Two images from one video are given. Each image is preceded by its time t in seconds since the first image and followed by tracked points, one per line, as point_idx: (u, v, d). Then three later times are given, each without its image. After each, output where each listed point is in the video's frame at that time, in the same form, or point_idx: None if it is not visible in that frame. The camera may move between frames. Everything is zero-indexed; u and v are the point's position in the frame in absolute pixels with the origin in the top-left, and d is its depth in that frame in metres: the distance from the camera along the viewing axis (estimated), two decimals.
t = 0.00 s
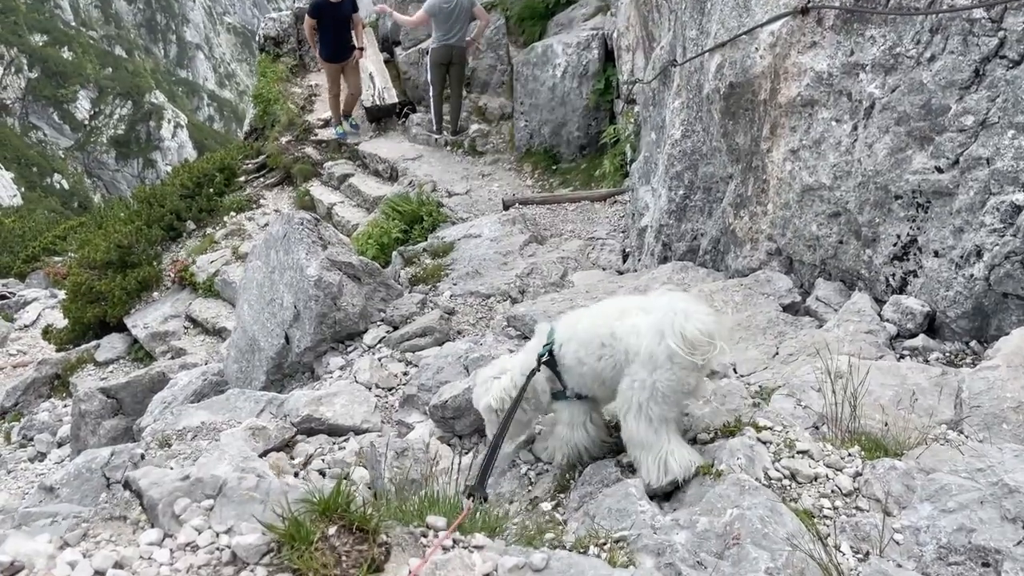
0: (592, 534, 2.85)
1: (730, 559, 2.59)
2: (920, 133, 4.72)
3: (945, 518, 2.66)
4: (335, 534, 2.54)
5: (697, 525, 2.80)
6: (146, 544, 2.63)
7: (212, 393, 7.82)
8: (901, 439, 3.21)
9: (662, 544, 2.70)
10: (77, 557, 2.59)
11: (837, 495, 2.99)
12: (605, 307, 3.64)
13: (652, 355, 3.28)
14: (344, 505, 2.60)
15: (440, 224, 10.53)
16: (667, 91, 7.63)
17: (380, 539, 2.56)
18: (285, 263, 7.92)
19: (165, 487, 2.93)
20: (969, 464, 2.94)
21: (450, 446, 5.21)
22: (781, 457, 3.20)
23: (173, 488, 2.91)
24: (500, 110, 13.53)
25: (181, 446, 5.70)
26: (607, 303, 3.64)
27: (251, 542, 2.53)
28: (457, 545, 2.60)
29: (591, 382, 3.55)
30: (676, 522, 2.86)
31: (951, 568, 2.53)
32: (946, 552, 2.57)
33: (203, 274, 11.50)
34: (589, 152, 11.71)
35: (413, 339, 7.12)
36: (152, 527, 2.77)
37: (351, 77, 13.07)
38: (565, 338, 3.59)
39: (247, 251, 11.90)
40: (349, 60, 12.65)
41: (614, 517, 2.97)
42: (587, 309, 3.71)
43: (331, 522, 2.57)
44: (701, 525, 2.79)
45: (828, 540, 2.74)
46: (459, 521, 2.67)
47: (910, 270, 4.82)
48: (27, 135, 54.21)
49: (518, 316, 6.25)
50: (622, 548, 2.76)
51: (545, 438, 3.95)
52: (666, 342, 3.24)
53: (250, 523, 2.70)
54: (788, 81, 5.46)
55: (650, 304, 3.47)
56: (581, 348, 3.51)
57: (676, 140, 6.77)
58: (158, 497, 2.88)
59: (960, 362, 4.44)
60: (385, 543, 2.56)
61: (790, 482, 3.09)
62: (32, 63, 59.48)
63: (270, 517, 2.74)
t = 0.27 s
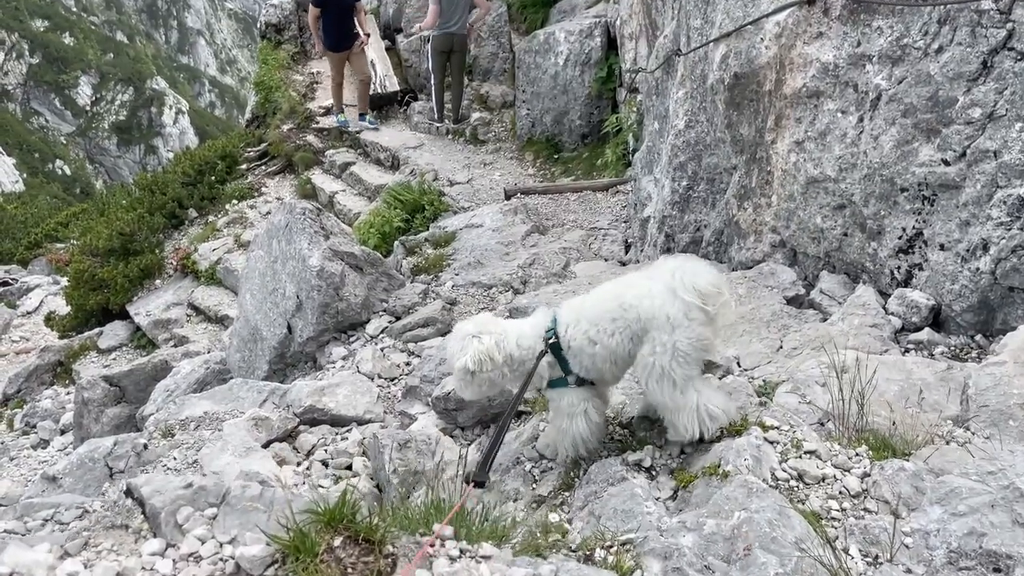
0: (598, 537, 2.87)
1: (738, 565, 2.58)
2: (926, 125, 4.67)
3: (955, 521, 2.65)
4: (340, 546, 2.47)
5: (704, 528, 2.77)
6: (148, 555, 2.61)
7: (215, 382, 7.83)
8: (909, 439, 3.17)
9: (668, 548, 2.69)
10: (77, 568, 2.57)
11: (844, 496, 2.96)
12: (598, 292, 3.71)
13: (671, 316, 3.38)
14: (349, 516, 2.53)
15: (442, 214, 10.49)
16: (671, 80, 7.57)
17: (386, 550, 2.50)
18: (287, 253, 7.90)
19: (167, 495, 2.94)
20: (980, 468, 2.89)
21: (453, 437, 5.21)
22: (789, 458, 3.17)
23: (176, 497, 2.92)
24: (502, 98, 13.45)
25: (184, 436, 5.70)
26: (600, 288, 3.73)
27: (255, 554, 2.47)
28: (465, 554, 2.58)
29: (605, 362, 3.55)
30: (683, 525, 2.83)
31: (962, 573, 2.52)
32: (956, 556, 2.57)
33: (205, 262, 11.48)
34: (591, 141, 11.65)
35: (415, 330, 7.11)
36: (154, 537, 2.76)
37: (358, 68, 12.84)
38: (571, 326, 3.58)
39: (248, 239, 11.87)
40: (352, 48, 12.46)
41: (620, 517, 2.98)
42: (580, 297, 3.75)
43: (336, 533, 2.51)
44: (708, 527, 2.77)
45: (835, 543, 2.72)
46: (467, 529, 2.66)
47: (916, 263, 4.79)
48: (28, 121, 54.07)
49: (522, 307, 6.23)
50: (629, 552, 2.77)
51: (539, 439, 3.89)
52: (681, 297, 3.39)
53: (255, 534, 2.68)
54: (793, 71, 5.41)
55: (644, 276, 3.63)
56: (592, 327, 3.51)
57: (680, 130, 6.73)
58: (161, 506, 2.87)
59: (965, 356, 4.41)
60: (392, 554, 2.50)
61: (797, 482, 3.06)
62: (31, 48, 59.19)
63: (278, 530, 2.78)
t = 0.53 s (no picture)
0: (609, 531, 2.78)
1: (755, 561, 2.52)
2: (937, 112, 4.61)
3: (974, 518, 2.52)
4: (353, 546, 2.40)
5: (718, 523, 2.71)
6: (158, 554, 2.54)
7: (218, 368, 7.83)
8: (922, 433, 3.15)
9: (682, 543, 2.62)
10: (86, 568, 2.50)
11: (858, 490, 2.89)
12: (610, 289, 3.61)
13: (698, 308, 3.34)
14: (363, 514, 2.46)
15: (444, 199, 10.44)
16: (677, 65, 7.50)
17: (401, 551, 2.42)
18: (290, 239, 7.87)
19: (176, 493, 2.83)
20: (1000, 463, 2.81)
21: (458, 425, 5.20)
22: (802, 452, 3.10)
23: (186, 495, 2.82)
24: (505, 82, 13.35)
25: (188, 423, 5.69)
26: (612, 284, 3.63)
27: (268, 554, 2.40)
28: (480, 554, 2.46)
29: (628, 359, 3.48)
30: (696, 520, 2.76)
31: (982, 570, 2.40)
32: (974, 553, 2.44)
33: (207, 247, 11.44)
34: (595, 126, 11.56)
35: (419, 317, 7.08)
36: (164, 536, 2.68)
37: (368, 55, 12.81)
38: (592, 327, 3.47)
39: (251, 224, 11.83)
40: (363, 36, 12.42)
41: (631, 511, 2.93)
42: (591, 295, 3.64)
43: (349, 533, 2.44)
44: (722, 522, 2.70)
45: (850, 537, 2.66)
46: (480, 527, 2.52)
47: (925, 251, 4.75)
48: (29, 105, 53.92)
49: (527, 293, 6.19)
50: (641, 546, 2.68)
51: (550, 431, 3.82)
52: (702, 288, 3.37)
53: (266, 533, 2.63)
54: (802, 57, 5.34)
55: (655, 270, 3.57)
56: (617, 327, 3.40)
57: (686, 116, 6.66)
58: (169, 503, 2.76)
59: (974, 345, 4.37)
60: (406, 554, 2.42)
61: (811, 476, 3.00)
62: (31, 31, 58.87)
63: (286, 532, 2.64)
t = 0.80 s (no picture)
0: (614, 528, 2.72)
1: (761, 558, 2.48)
2: (944, 99, 4.56)
3: (982, 514, 2.52)
4: (357, 549, 2.32)
5: (724, 519, 2.67)
6: (160, 554, 2.49)
7: (220, 355, 7.84)
8: (930, 427, 3.08)
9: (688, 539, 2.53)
10: (88, 568, 2.45)
11: (865, 485, 2.86)
12: (619, 276, 3.61)
13: (702, 303, 3.33)
14: (368, 516, 2.38)
15: (446, 184, 10.40)
16: (681, 50, 7.42)
17: (405, 553, 2.34)
18: (291, 226, 7.84)
19: (179, 493, 2.78)
20: (1006, 458, 2.85)
21: (460, 413, 5.19)
22: (810, 447, 3.04)
23: (187, 495, 2.76)
24: (507, 67, 13.25)
25: (191, 410, 5.71)
26: (620, 271, 3.63)
27: (271, 556, 2.35)
28: (486, 555, 2.39)
29: (629, 346, 3.47)
30: (701, 516, 2.72)
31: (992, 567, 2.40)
32: (982, 550, 2.43)
33: (209, 233, 11.41)
34: (597, 111, 11.46)
35: (421, 304, 7.06)
36: (166, 536, 2.62)
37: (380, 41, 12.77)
38: (595, 310, 3.47)
39: (252, 209, 11.80)
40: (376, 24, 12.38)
41: (637, 506, 2.87)
42: (598, 280, 3.64)
43: (354, 535, 2.36)
44: (727, 518, 2.67)
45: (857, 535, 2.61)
46: (485, 528, 2.45)
47: (930, 240, 4.71)
48: (30, 88, 53.76)
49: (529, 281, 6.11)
50: (646, 544, 2.57)
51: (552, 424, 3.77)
52: (709, 287, 3.35)
53: (269, 533, 2.53)
54: (808, 43, 5.29)
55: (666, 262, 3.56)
56: (620, 313, 3.40)
57: (690, 102, 6.61)
58: (172, 504, 2.72)
59: (980, 335, 4.35)
60: (411, 557, 2.34)
61: (817, 472, 2.95)
62: (31, 14, 58.55)
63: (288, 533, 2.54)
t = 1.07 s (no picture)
0: (618, 521, 2.69)
1: (766, 553, 2.45)
2: (951, 85, 4.49)
3: (990, 509, 2.49)
4: (355, 548, 2.23)
5: (728, 513, 2.65)
6: (152, 555, 2.32)
7: (220, 340, 7.83)
8: (936, 419, 3.07)
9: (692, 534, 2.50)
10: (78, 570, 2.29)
11: (871, 478, 2.83)
12: (625, 266, 3.59)
13: (717, 287, 3.33)
14: (366, 515, 2.30)
15: (447, 169, 10.33)
16: (684, 34, 7.35)
17: (405, 553, 2.26)
18: (291, 211, 7.79)
19: (172, 490, 2.59)
20: (1015, 452, 2.79)
21: (461, 400, 5.17)
22: (815, 438, 3.01)
23: (182, 492, 2.57)
24: (508, 51, 13.14)
25: (191, 396, 5.71)
26: (626, 262, 3.61)
27: (267, 556, 2.21)
28: (486, 555, 2.32)
29: (644, 336, 3.44)
30: (705, 510, 2.70)
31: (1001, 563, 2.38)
32: (991, 545, 2.41)
33: (209, 218, 11.37)
34: (599, 96, 11.35)
35: (422, 290, 7.03)
36: (158, 536, 2.44)
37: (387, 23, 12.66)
38: (608, 302, 3.42)
39: (252, 194, 11.74)
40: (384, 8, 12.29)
41: (639, 499, 2.85)
42: (604, 271, 3.59)
43: (352, 534, 2.27)
44: (732, 512, 2.64)
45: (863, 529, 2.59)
46: (486, 526, 2.38)
47: (935, 227, 4.65)
48: (30, 72, 53.56)
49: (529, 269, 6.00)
50: (650, 537, 2.56)
51: (556, 415, 3.70)
52: (720, 270, 3.39)
53: (266, 533, 2.38)
54: (814, 28, 5.23)
55: (671, 251, 3.58)
56: (635, 302, 3.36)
57: (693, 88, 6.54)
58: (166, 501, 2.53)
59: (984, 323, 4.31)
60: (411, 556, 2.26)
61: (822, 464, 2.91)
62: None
63: (284, 532, 2.40)
